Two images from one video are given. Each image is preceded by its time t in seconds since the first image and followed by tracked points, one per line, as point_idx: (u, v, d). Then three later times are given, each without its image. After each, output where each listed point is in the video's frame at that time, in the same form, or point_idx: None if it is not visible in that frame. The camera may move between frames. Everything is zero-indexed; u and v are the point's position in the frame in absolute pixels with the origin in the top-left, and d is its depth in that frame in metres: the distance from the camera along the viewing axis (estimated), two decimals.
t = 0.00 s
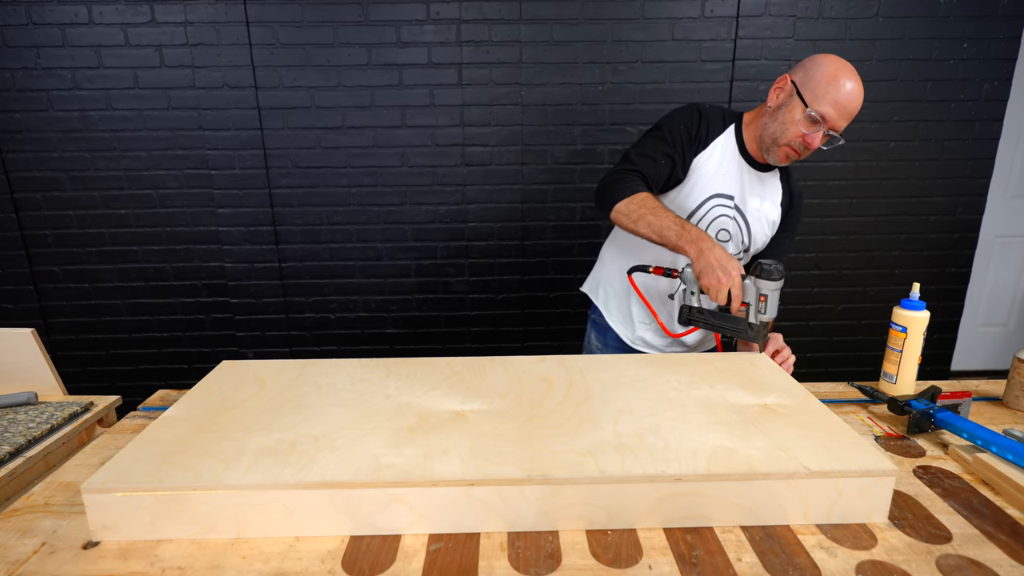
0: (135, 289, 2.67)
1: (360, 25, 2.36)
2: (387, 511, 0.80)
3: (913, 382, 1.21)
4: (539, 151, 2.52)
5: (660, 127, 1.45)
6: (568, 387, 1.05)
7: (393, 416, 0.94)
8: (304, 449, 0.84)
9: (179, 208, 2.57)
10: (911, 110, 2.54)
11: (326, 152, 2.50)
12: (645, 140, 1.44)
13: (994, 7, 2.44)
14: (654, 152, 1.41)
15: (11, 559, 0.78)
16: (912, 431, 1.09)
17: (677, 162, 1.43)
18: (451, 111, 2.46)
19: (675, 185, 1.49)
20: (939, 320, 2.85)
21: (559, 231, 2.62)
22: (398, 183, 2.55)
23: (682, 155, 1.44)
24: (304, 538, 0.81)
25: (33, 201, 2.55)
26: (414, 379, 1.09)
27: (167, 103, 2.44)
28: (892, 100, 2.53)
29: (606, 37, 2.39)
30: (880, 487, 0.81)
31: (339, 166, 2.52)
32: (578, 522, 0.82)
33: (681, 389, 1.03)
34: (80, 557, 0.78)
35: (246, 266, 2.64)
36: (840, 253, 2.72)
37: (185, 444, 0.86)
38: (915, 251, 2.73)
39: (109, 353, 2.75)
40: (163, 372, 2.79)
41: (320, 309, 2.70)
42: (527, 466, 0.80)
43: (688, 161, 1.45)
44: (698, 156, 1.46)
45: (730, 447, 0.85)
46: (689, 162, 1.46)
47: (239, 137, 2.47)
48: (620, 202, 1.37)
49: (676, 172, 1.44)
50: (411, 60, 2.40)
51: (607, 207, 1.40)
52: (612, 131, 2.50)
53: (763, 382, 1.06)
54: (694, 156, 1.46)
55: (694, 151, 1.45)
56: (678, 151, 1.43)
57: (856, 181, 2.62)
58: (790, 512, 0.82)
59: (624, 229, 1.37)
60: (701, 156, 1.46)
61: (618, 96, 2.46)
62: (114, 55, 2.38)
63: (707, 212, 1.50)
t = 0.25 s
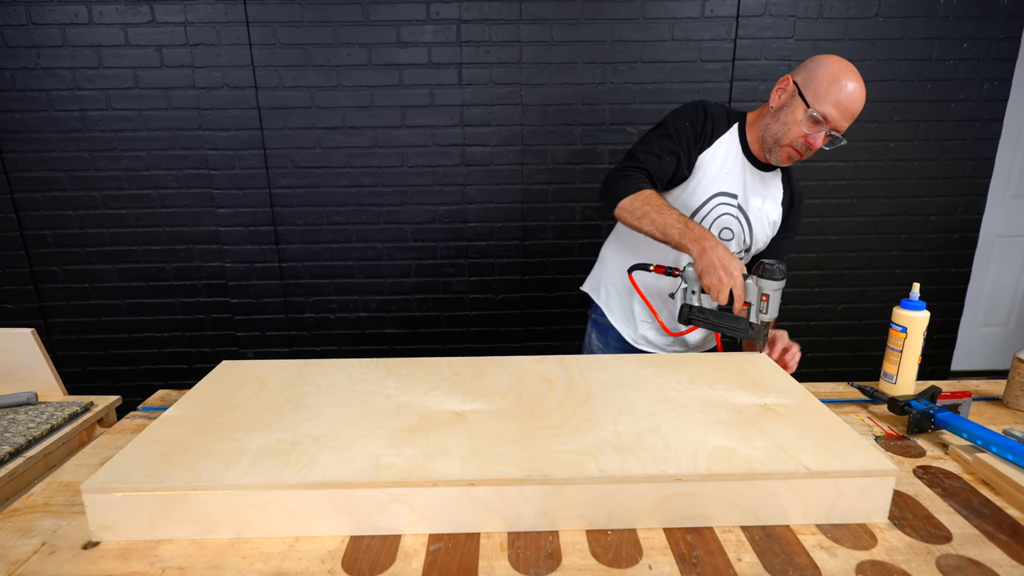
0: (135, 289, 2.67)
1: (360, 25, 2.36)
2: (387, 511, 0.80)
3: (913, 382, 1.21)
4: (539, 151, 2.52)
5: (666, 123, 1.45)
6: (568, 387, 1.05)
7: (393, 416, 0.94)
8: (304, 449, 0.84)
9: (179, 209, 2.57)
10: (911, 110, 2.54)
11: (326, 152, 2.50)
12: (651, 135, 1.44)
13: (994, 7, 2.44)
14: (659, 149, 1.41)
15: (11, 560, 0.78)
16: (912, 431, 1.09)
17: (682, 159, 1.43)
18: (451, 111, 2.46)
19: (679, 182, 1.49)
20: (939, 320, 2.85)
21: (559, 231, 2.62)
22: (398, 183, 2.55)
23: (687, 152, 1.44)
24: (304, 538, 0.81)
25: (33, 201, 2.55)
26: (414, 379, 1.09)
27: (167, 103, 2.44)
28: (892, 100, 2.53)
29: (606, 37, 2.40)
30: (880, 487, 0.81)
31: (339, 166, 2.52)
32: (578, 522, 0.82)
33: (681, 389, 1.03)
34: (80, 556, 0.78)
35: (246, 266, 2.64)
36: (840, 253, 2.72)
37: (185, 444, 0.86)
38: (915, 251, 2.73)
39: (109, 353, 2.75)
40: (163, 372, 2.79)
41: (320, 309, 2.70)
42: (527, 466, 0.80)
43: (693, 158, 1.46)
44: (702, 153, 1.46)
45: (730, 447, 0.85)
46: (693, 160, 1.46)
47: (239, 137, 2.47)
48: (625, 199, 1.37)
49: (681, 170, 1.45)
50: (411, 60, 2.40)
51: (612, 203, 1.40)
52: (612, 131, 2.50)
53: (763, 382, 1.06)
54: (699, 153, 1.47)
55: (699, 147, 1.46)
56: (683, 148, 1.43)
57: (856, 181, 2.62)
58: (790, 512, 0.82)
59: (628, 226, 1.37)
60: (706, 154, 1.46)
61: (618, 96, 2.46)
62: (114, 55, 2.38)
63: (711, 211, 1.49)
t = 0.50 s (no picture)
0: (135, 289, 2.67)
1: (360, 25, 2.36)
2: (387, 512, 0.80)
3: (913, 382, 1.21)
4: (539, 151, 2.52)
5: (670, 123, 1.44)
6: (568, 387, 1.05)
7: (393, 416, 0.94)
8: (304, 449, 0.84)
9: (179, 209, 2.57)
10: (911, 110, 2.54)
11: (326, 152, 2.50)
12: (654, 134, 1.44)
13: (994, 7, 2.44)
14: (662, 148, 1.41)
15: (11, 559, 0.78)
16: (912, 431, 1.09)
17: (685, 159, 1.43)
18: (451, 111, 2.46)
19: (682, 182, 1.49)
20: (938, 320, 2.85)
21: (559, 231, 2.62)
22: (398, 183, 2.55)
23: (691, 152, 1.44)
24: (304, 538, 0.81)
25: (33, 201, 2.55)
26: (415, 379, 1.09)
27: (168, 103, 2.44)
28: (892, 100, 2.53)
29: (606, 37, 2.40)
30: (880, 487, 0.81)
31: (339, 166, 2.52)
32: (578, 522, 0.82)
33: (681, 389, 1.03)
34: (80, 557, 0.78)
35: (246, 266, 2.64)
36: (840, 253, 2.72)
37: (185, 444, 0.86)
38: (915, 251, 2.73)
39: (109, 353, 2.75)
40: (163, 372, 2.79)
41: (320, 309, 2.70)
42: (527, 466, 0.80)
43: (696, 158, 1.45)
44: (706, 154, 1.46)
45: (730, 447, 0.85)
46: (697, 160, 1.46)
47: (239, 137, 2.47)
48: (626, 198, 1.37)
49: (683, 169, 1.44)
50: (411, 60, 2.40)
51: (614, 200, 1.40)
52: (612, 131, 2.50)
53: (763, 382, 1.06)
54: (703, 153, 1.46)
55: (703, 148, 1.45)
56: (686, 148, 1.43)
57: (856, 181, 2.62)
58: (789, 512, 0.82)
59: (630, 224, 1.37)
60: (709, 154, 1.46)
61: (618, 96, 2.46)
62: (114, 55, 2.38)
63: (714, 211, 1.49)
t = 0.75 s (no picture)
0: (135, 289, 2.67)
1: (360, 25, 2.36)
2: (387, 512, 0.80)
3: (913, 382, 1.21)
4: (539, 151, 2.52)
5: (672, 122, 1.44)
6: (568, 387, 1.05)
7: (393, 416, 0.94)
8: (304, 449, 0.84)
9: (179, 209, 2.57)
10: (911, 110, 2.54)
11: (327, 152, 2.50)
12: (656, 134, 1.43)
13: (994, 7, 2.44)
14: (665, 147, 1.41)
15: (11, 560, 0.78)
16: (912, 431, 1.09)
17: (688, 159, 1.43)
18: (451, 111, 2.46)
19: (685, 182, 1.49)
20: (938, 320, 2.85)
21: (559, 231, 2.62)
22: (398, 183, 2.55)
23: (693, 152, 1.44)
24: (304, 538, 0.81)
25: (33, 201, 2.55)
26: (415, 379, 1.09)
27: (168, 103, 2.44)
28: (892, 100, 2.53)
29: (606, 37, 2.40)
30: (880, 487, 0.81)
31: (339, 166, 2.52)
32: (578, 522, 0.82)
33: (681, 389, 1.03)
34: (80, 557, 0.78)
35: (246, 266, 2.64)
36: (840, 253, 2.72)
37: (185, 444, 0.86)
38: (915, 251, 2.73)
39: (109, 353, 2.75)
40: (163, 372, 2.79)
41: (320, 309, 2.70)
42: (527, 466, 0.80)
43: (699, 159, 1.45)
44: (709, 154, 1.46)
45: (730, 447, 0.85)
46: (699, 160, 1.46)
47: (239, 137, 2.47)
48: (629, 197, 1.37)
49: (686, 169, 1.44)
50: (411, 60, 2.40)
51: (616, 199, 1.40)
52: (612, 131, 2.50)
53: (763, 382, 1.06)
54: (705, 154, 1.46)
55: (705, 148, 1.45)
56: (689, 148, 1.43)
57: (856, 181, 2.62)
58: (789, 512, 0.82)
59: (632, 223, 1.37)
60: (712, 155, 1.46)
61: (618, 96, 2.46)
62: (114, 55, 2.38)
63: (717, 212, 1.49)
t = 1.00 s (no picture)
0: (135, 289, 2.67)
1: (360, 25, 2.36)
2: (387, 512, 0.80)
3: (913, 382, 1.21)
4: (539, 151, 2.52)
5: (669, 125, 1.44)
6: (568, 387, 1.05)
7: (393, 416, 0.94)
8: (304, 449, 0.85)
9: (179, 209, 2.57)
10: (911, 110, 2.54)
11: (327, 152, 2.50)
12: (652, 138, 1.44)
13: (994, 7, 2.44)
14: (661, 151, 1.41)
15: (11, 560, 0.78)
16: (912, 431, 1.09)
17: (684, 161, 1.43)
18: (451, 111, 2.46)
19: (682, 184, 1.49)
20: (938, 320, 2.85)
21: (559, 231, 2.62)
22: (398, 183, 2.55)
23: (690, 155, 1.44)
24: (304, 538, 0.81)
25: (33, 201, 2.55)
26: (415, 379, 1.09)
27: (168, 103, 2.44)
28: (892, 100, 2.53)
29: (606, 37, 2.40)
30: (880, 487, 0.81)
31: (339, 166, 2.52)
32: (578, 522, 0.81)
33: (681, 389, 1.03)
34: (80, 556, 0.78)
35: (246, 266, 2.64)
36: (840, 253, 2.72)
37: (184, 444, 0.86)
38: (915, 251, 2.73)
39: (109, 353, 2.75)
40: (163, 372, 2.79)
41: (320, 309, 2.70)
42: (527, 466, 0.80)
43: (696, 161, 1.45)
44: (706, 155, 1.46)
45: (730, 447, 0.85)
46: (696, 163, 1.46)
47: (239, 137, 2.47)
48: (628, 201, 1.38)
49: (684, 171, 1.44)
50: (411, 60, 2.40)
51: (613, 204, 1.41)
52: (612, 131, 2.50)
53: (763, 382, 1.06)
54: (702, 156, 1.46)
55: (702, 150, 1.45)
56: (685, 150, 1.43)
57: (856, 181, 2.62)
58: (789, 512, 0.82)
59: (630, 225, 1.38)
60: (709, 156, 1.46)
61: (618, 96, 2.46)
62: (114, 55, 2.38)
63: (716, 212, 1.49)
